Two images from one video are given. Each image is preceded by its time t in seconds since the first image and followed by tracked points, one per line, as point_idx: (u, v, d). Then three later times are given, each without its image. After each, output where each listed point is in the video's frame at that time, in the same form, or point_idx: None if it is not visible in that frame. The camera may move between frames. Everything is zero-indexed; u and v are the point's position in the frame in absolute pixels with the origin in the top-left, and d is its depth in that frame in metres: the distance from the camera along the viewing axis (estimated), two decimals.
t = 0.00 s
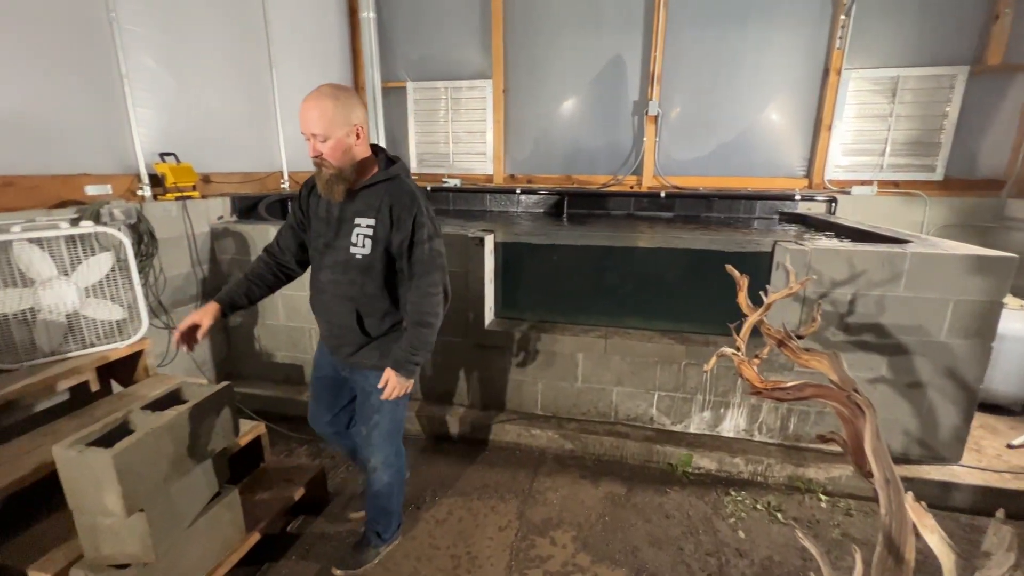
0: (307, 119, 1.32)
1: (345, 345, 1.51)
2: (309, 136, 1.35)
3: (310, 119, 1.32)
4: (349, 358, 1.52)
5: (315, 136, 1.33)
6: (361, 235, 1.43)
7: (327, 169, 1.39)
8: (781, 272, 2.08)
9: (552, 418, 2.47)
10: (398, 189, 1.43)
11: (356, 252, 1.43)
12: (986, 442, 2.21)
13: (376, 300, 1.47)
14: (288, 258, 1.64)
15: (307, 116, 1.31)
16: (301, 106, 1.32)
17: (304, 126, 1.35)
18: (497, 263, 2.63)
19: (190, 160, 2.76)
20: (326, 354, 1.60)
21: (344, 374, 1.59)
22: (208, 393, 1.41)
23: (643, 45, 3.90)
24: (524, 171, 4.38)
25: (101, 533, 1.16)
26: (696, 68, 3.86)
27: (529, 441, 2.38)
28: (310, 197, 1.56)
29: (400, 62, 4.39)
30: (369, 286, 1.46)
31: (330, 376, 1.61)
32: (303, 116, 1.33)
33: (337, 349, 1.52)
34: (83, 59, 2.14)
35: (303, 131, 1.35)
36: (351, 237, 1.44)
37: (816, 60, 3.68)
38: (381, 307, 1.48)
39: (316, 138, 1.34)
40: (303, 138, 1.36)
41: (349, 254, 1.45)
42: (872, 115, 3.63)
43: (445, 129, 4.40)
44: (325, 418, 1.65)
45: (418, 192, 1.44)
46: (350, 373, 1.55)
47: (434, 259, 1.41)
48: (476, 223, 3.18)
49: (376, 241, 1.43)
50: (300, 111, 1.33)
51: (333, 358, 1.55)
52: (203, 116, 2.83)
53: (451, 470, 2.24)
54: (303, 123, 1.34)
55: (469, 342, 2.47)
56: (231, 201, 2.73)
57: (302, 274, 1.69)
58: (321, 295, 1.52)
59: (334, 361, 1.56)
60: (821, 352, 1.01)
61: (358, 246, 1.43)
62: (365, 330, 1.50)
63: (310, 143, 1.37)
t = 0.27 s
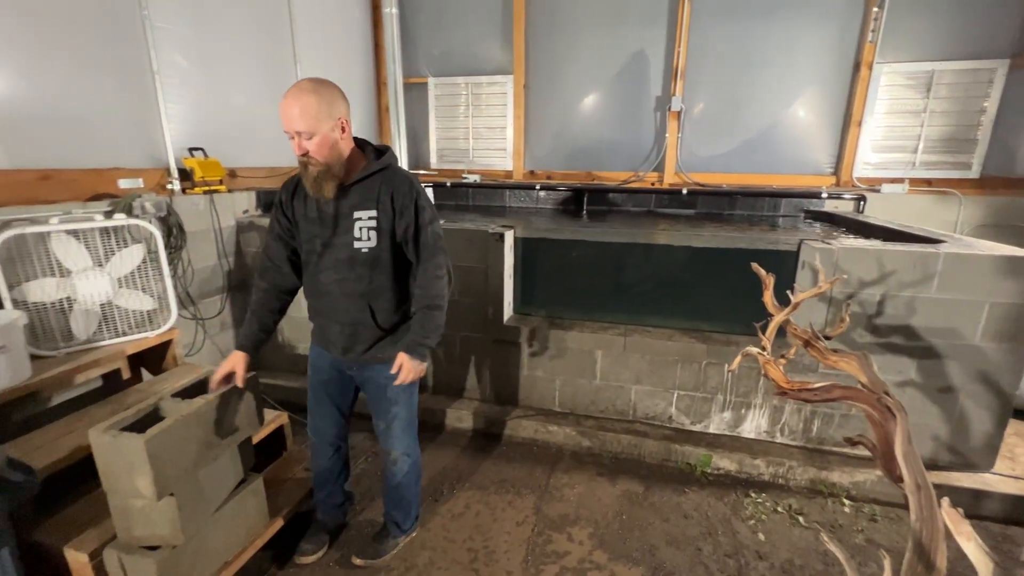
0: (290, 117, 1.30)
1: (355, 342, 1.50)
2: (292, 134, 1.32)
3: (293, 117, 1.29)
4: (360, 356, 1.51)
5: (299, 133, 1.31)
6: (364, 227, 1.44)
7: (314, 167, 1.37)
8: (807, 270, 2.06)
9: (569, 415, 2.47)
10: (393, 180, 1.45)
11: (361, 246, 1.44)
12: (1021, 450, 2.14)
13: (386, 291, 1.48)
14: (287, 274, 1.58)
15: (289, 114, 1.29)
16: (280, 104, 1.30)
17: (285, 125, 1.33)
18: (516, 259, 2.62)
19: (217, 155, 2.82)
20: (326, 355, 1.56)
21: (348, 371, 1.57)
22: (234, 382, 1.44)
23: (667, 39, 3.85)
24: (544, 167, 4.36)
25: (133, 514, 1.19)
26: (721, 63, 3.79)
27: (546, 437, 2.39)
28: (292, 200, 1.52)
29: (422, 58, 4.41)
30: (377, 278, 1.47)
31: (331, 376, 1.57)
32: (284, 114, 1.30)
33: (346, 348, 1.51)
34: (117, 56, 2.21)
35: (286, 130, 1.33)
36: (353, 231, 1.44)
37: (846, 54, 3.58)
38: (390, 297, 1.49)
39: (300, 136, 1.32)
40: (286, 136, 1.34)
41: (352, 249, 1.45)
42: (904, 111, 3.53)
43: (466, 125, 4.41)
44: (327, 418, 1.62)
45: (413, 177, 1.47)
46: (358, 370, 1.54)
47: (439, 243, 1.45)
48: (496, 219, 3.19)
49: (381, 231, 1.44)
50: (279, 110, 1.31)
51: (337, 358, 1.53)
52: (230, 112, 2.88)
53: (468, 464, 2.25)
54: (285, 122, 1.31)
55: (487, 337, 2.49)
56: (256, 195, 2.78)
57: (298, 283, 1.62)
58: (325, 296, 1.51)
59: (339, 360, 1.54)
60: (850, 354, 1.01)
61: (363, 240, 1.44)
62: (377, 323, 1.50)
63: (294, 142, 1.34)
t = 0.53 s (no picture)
0: (304, 96, 1.32)
1: (360, 329, 1.50)
2: (308, 111, 1.33)
3: (311, 92, 1.32)
4: (370, 345, 1.51)
5: (319, 108, 1.33)
6: (364, 212, 1.45)
7: (330, 144, 1.38)
8: (834, 269, 2.01)
9: (587, 411, 2.46)
10: (388, 163, 1.48)
11: (362, 230, 1.45)
12: None
13: (389, 275, 1.50)
14: (276, 267, 1.55)
15: (308, 89, 1.31)
16: (293, 82, 1.31)
17: (297, 103, 1.33)
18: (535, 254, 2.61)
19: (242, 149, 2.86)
20: (323, 354, 1.55)
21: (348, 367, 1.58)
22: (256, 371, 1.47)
23: (691, 32, 3.78)
24: (563, 163, 4.34)
25: (161, 497, 1.23)
26: (746, 57, 3.71)
27: (563, 432, 2.39)
28: (277, 190, 1.47)
29: (442, 52, 4.41)
30: (380, 262, 1.48)
31: (331, 373, 1.57)
32: (299, 91, 1.32)
33: (350, 336, 1.51)
34: (146, 50, 2.26)
35: (299, 108, 1.33)
36: (353, 217, 1.45)
37: (878, 47, 3.47)
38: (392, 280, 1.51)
39: (319, 111, 1.34)
40: (296, 118, 1.34)
41: (353, 234, 1.45)
42: (938, 106, 3.41)
43: (485, 120, 4.40)
44: (328, 415, 1.62)
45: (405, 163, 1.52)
46: (360, 363, 1.55)
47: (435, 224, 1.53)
48: (515, 214, 3.19)
49: (382, 215, 1.46)
50: (293, 88, 1.32)
51: (338, 353, 1.52)
52: (256, 106, 2.92)
53: (485, 457, 2.27)
54: (300, 99, 1.32)
55: (505, 332, 2.50)
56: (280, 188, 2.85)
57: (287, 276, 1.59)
58: (325, 286, 1.50)
59: (339, 356, 1.53)
60: (881, 354, 1.04)
61: (364, 224, 1.45)
62: (381, 309, 1.51)
63: (308, 120, 1.35)
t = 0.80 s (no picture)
0: (321, 84, 1.33)
1: (376, 317, 1.52)
2: (326, 100, 1.34)
3: (329, 81, 1.33)
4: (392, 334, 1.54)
5: (338, 97, 1.35)
6: (376, 200, 1.47)
7: (347, 132, 1.40)
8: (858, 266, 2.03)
9: (601, 407, 2.45)
10: (393, 153, 1.51)
11: (375, 218, 1.47)
12: None
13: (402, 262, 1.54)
14: (284, 259, 1.54)
15: (327, 78, 1.32)
16: (310, 71, 1.32)
17: (314, 92, 1.34)
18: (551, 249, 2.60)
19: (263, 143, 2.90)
20: (336, 346, 1.56)
21: (362, 356, 1.60)
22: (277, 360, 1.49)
23: (712, 25, 3.72)
24: (579, 158, 4.31)
25: (186, 482, 1.26)
26: (768, 50, 3.64)
27: (577, 428, 2.39)
28: (283, 181, 1.46)
29: (460, 47, 4.41)
30: (393, 249, 1.52)
31: (343, 365, 1.58)
32: (316, 80, 1.33)
33: (367, 324, 1.52)
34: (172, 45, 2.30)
35: (316, 96, 1.33)
36: (365, 205, 1.46)
37: (907, 39, 3.38)
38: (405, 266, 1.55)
39: (337, 100, 1.36)
40: (313, 106, 1.35)
41: (367, 222, 1.47)
42: (969, 100, 3.31)
43: (502, 114, 4.39)
44: (343, 406, 1.64)
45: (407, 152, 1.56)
46: (374, 351, 1.58)
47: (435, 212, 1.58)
48: (531, 209, 3.18)
49: (393, 203, 1.49)
50: (309, 76, 1.32)
51: (353, 343, 1.54)
52: (276, 100, 2.95)
53: (499, 451, 2.27)
54: (318, 88, 1.33)
55: (521, 327, 2.50)
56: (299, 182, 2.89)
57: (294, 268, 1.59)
58: (339, 276, 1.50)
59: (353, 346, 1.55)
60: (908, 353, 1.04)
61: (377, 212, 1.47)
62: (397, 295, 1.54)
63: (325, 108, 1.36)
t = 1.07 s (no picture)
0: (350, 75, 1.35)
1: (393, 308, 1.53)
2: (353, 90, 1.37)
3: (357, 72, 1.36)
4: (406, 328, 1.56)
5: (365, 88, 1.38)
6: (395, 191, 1.48)
7: (373, 123, 1.42)
8: (876, 263, 2.06)
9: (612, 402, 2.45)
10: (412, 146, 1.53)
11: (394, 209, 1.49)
12: None
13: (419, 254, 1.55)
14: (301, 249, 1.56)
15: (354, 69, 1.35)
16: (338, 62, 1.34)
17: (342, 83, 1.36)
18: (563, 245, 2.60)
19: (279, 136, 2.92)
20: (351, 340, 1.57)
21: (376, 350, 1.61)
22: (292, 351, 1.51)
23: (730, 19, 3.67)
24: (592, 153, 4.29)
25: (203, 469, 1.29)
26: (787, 44, 3.58)
27: (588, 423, 2.39)
28: (302, 171, 1.48)
29: (474, 41, 4.40)
30: (409, 240, 1.53)
31: (358, 359, 1.60)
32: (344, 71, 1.35)
33: (384, 314, 1.53)
34: (190, 40, 2.32)
35: (344, 87, 1.36)
36: (385, 196, 1.48)
37: (930, 33, 3.30)
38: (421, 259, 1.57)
39: (365, 91, 1.39)
40: (341, 97, 1.37)
41: (386, 213, 1.48)
42: (994, 96, 3.23)
43: (515, 109, 4.38)
44: (355, 399, 1.66)
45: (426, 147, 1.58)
46: (388, 346, 1.59)
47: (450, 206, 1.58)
48: (544, 204, 3.17)
49: (411, 195, 1.51)
50: (337, 68, 1.35)
51: (368, 337, 1.55)
52: (292, 94, 2.97)
53: (510, 445, 2.28)
54: (346, 79, 1.36)
55: (532, 322, 2.50)
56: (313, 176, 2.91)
57: (310, 259, 1.60)
58: (356, 266, 1.51)
59: (369, 340, 1.56)
60: (929, 350, 1.05)
61: (395, 203, 1.48)
62: (412, 287, 1.55)
63: (353, 99, 1.38)
